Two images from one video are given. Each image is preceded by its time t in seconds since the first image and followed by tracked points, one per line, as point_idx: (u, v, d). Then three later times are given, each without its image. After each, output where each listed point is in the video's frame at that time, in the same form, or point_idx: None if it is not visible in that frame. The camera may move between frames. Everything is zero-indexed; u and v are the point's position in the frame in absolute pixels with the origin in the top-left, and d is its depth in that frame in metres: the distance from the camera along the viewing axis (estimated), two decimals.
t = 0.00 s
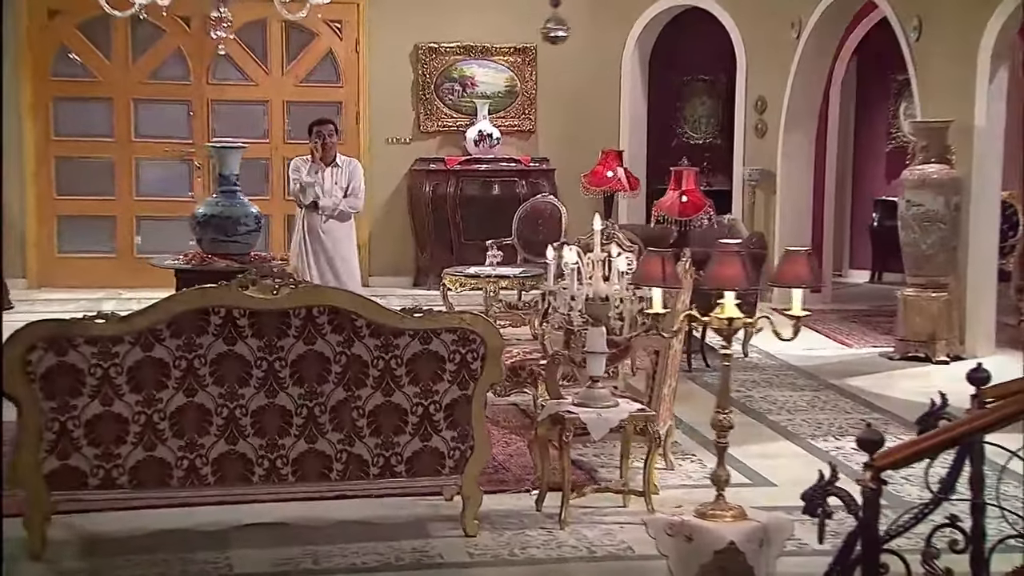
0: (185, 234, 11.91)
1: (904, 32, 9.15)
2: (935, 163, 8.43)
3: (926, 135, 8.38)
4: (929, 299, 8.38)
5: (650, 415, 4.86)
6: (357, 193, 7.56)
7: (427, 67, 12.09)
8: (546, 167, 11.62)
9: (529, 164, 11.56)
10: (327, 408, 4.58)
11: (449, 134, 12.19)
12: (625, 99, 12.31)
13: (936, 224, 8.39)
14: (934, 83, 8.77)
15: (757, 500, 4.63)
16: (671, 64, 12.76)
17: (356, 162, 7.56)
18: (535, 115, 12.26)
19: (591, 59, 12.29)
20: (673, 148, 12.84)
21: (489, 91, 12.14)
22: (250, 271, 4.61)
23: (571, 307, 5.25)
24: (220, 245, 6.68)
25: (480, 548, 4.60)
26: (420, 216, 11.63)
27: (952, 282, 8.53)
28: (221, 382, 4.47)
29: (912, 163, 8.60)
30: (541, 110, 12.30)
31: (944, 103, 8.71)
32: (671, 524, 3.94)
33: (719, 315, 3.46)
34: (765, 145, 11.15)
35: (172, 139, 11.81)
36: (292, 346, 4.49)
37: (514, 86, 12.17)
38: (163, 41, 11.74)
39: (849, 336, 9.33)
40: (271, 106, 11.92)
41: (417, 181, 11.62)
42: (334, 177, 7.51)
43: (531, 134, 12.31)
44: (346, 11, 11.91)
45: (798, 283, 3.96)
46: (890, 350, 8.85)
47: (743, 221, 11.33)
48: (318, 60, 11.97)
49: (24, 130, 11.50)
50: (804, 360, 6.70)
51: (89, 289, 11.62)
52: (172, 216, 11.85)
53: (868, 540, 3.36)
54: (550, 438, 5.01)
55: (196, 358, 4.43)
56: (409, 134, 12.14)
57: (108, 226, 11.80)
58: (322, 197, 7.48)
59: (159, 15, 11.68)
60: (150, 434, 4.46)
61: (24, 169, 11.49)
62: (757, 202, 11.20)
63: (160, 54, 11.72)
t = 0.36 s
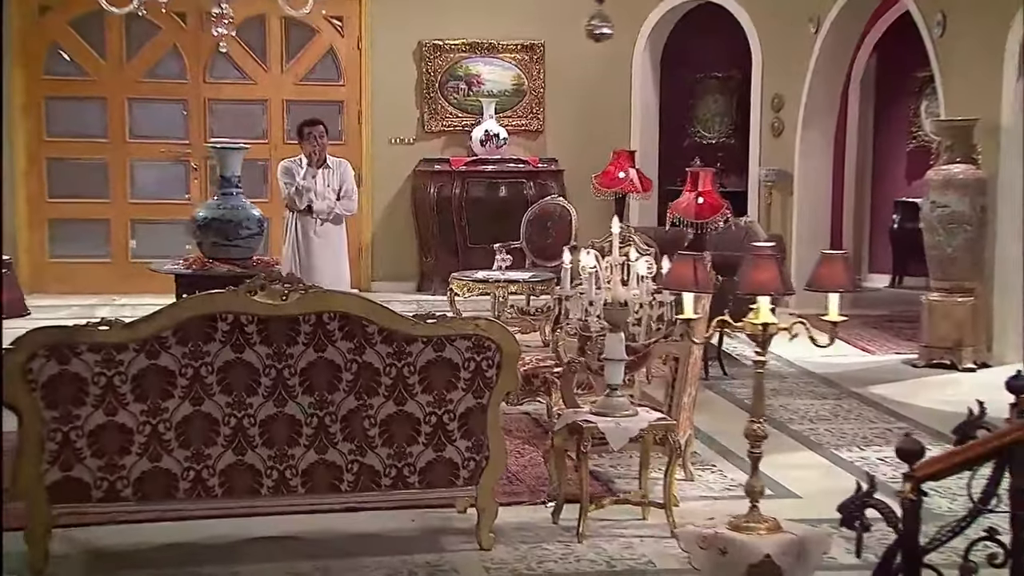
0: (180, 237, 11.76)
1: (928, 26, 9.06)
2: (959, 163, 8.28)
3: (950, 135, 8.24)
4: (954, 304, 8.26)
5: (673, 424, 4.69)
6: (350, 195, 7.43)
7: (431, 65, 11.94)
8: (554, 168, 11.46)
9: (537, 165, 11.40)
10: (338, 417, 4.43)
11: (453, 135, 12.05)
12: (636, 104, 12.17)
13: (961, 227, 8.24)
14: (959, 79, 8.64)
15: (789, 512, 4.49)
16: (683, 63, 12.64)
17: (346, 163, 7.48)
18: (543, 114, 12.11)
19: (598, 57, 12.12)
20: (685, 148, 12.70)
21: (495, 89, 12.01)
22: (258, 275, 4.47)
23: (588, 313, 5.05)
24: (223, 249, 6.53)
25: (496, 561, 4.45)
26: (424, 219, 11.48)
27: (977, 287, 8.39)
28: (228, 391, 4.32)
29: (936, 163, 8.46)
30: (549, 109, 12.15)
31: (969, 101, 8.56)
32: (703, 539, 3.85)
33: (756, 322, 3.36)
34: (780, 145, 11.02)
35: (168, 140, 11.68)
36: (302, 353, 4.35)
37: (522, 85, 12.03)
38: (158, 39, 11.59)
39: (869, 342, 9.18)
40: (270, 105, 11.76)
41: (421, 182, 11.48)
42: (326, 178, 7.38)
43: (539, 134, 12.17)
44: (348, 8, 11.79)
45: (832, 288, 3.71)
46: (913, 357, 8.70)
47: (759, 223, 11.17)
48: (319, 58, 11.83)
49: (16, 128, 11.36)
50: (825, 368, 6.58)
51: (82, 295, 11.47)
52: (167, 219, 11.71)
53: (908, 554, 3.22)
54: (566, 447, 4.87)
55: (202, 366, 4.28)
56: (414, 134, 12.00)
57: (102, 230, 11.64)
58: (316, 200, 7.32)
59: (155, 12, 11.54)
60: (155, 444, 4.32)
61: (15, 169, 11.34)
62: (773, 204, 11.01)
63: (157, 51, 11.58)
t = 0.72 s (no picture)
0: (173, 239, 11.56)
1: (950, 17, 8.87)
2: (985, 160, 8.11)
3: (975, 132, 8.06)
4: (982, 306, 8.13)
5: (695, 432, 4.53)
6: (354, 194, 7.30)
7: (433, 60, 11.69)
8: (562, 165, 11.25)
9: (545, 163, 11.20)
10: (347, 425, 4.28)
11: (457, 132, 11.79)
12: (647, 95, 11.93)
13: (987, 226, 8.08)
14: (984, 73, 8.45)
15: (824, 521, 4.35)
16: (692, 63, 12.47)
17: (347, 161, 7.35)
18: (550, 110, 11.85)
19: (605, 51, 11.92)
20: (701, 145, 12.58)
21: (501, 85, 11.75)
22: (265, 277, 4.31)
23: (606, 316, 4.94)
24: (225, 251, 6.39)
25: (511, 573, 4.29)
26: (428, 219, 11.32)
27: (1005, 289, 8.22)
28: (235, 397, 4.17)
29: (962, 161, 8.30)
30: (556, 105, 11.89)
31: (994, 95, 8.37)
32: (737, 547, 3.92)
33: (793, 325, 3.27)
34: (799, 142, 10.79)
35: (161, 138, 11.47)
36: (310, 358, 4.19)
37: (528, 80, 11.78)
38: (151, 33, 11.38)
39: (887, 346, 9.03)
40: (268, 102, 11.51)
41: (424, 181, 11.31)
42: (330, 178, 7.24)
43: (545, 131, 11.90)
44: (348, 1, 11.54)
45: (871, 290, 3.70)
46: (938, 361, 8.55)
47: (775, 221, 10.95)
48: (319, 52, 11.59)
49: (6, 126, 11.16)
50: (848, 375, 6.49)
51: (73, 299, 11.27)
52: (159, 219, 11.50)
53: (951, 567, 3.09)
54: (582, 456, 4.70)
55: (207, 372, 4.13)
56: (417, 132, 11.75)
57: (93, 230, 11.46)
58: (320, 201, 7.16)
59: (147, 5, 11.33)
60: (159, 452, 4.16)
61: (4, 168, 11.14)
62: (790, 202, 10.81)
63: (150, 46, 11.38)
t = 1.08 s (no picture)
0: (167, 241, 11.31)
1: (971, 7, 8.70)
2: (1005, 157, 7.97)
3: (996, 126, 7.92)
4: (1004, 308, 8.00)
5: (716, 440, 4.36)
6: (369, 192, 7.17)
7: (438, 54, 11.52)
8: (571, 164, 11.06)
9: (553, 160, 11.02)
10: (357, 432, 4.12)
11: (463, 128, 11.64)
12: (660, 90, 11.74)
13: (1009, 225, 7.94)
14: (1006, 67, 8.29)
15: (860, 532, 4.20)
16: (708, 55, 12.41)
17: (360, 159, 7.19)
18: (559, 105, 11.68)
19: (613, 46, 11.73)
20: (713, 142, 12.38)
21: (507, 79, 11.57)
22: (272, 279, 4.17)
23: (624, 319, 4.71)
24: (224, 252, 6.23)
25: None
26: (433, 219, 11.15)
27: None
28: (241, 404, 4.02)
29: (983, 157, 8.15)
30: (564, 100, 11.73)
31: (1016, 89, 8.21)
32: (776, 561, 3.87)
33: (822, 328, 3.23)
34: (817, 138, 10.63)
35: (157, 135, 11.23)
36: (319, 364, 4.04)
37: (536, 74, 11.60)
38: (144, 26, 11.14)
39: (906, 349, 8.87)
40: (267, 97, 11.34)
41: (430, 179, 11.16)
42: (347, 175, 7.07)
43: (553, 127, 11.75)
44: None
45: (911, 292, 3.67)
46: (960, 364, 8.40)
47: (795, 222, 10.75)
48: (319, 44, 11.40)
49: None
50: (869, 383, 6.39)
51: (64, 303, 10.94)
52: (152, 219, 11.25)
53: None
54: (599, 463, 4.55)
55: (212, 377, 3.98)
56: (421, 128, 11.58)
57: (84, 230, 11.15)
58: (336, 199, 7.03)
59: None
60: (162, 461, 4.01)
61: None
62: (809, 200, 10.64)
63: (144, 40, 11.14)
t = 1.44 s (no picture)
0: (161, 244, 11.02)
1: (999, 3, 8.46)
2: None
3: None
4: None
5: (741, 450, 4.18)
6: (390, 195, 6.99)
7: (442, 49, 11.25)
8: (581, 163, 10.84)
9: (562, 159, 10.82)
10: (367, 443, 3.95)
11: (468, 126, 11.37)
12: (673, 87, 11.47)
13: None
14: None
15: (905, 548, 4.03)
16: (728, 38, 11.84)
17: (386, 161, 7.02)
18: (568, 103, 11.40)
19: (622, 44, 11.45)
20: (729, 139, 11.88)
21: (515, 75, 11.34)
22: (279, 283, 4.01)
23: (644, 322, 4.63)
24: (222, 256, 6.09)
25: None
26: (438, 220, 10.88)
27: None
28: (246, 414, 3.85)
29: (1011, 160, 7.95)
30: (573, 98, 11.45)
31: None
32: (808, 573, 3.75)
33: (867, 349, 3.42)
34: (838, 136, 10.47)
35: (150, 133, 10.94)
36: (327, 372, 3.87)
37: (545, 69, 11.35)
38: (137, 20, 10.85)
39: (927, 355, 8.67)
40: (264, 94, 11.06)
41: (433, 178, 10.90)
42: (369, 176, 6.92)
43: (562, 125, 11.47)
44: None
45: (956, 296, 3.76)
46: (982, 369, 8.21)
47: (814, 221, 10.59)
48: (319, 39, 11.13)
49: None
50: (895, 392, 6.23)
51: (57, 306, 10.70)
52: (144, 220, 10.96)
53: None
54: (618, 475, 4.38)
55: (216, 386, 3.82)
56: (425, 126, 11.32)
57: (74, 232, 10.86)
58: (357, 201, 6.87)
59: None
60: (164, 474, 3.85)
61: None
62: (830, 201, 10.47)
63: (137, 35, 10.85)
